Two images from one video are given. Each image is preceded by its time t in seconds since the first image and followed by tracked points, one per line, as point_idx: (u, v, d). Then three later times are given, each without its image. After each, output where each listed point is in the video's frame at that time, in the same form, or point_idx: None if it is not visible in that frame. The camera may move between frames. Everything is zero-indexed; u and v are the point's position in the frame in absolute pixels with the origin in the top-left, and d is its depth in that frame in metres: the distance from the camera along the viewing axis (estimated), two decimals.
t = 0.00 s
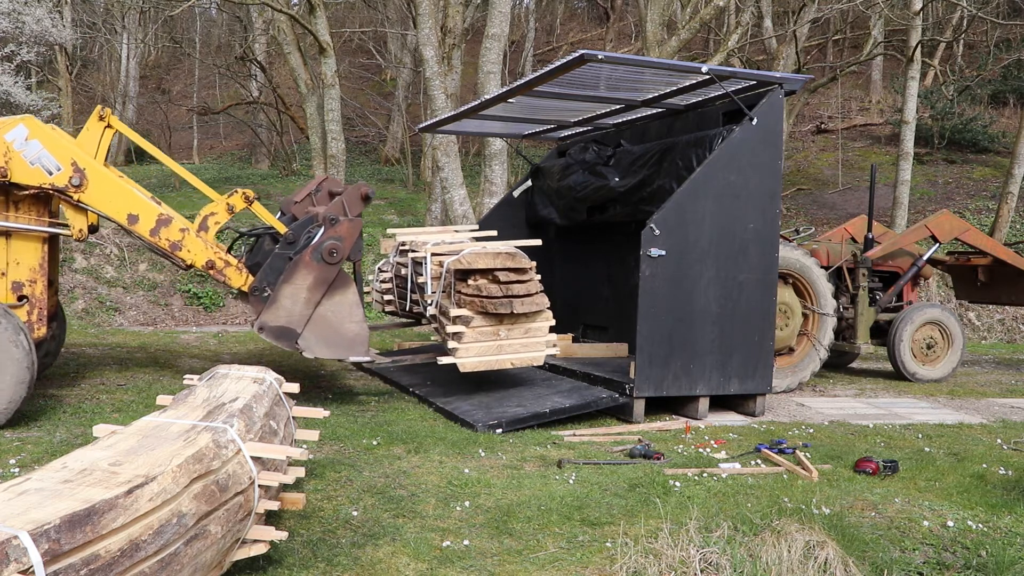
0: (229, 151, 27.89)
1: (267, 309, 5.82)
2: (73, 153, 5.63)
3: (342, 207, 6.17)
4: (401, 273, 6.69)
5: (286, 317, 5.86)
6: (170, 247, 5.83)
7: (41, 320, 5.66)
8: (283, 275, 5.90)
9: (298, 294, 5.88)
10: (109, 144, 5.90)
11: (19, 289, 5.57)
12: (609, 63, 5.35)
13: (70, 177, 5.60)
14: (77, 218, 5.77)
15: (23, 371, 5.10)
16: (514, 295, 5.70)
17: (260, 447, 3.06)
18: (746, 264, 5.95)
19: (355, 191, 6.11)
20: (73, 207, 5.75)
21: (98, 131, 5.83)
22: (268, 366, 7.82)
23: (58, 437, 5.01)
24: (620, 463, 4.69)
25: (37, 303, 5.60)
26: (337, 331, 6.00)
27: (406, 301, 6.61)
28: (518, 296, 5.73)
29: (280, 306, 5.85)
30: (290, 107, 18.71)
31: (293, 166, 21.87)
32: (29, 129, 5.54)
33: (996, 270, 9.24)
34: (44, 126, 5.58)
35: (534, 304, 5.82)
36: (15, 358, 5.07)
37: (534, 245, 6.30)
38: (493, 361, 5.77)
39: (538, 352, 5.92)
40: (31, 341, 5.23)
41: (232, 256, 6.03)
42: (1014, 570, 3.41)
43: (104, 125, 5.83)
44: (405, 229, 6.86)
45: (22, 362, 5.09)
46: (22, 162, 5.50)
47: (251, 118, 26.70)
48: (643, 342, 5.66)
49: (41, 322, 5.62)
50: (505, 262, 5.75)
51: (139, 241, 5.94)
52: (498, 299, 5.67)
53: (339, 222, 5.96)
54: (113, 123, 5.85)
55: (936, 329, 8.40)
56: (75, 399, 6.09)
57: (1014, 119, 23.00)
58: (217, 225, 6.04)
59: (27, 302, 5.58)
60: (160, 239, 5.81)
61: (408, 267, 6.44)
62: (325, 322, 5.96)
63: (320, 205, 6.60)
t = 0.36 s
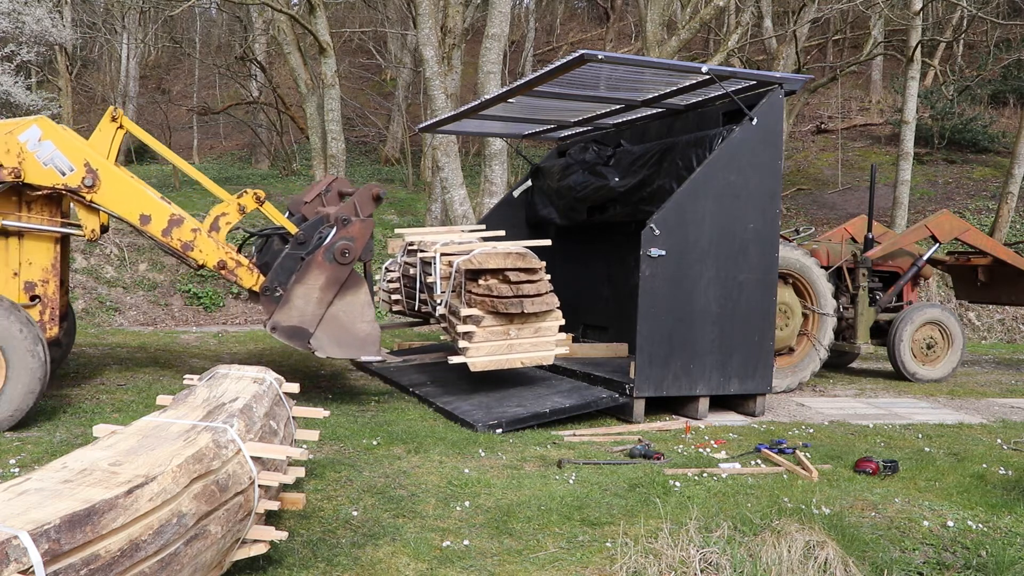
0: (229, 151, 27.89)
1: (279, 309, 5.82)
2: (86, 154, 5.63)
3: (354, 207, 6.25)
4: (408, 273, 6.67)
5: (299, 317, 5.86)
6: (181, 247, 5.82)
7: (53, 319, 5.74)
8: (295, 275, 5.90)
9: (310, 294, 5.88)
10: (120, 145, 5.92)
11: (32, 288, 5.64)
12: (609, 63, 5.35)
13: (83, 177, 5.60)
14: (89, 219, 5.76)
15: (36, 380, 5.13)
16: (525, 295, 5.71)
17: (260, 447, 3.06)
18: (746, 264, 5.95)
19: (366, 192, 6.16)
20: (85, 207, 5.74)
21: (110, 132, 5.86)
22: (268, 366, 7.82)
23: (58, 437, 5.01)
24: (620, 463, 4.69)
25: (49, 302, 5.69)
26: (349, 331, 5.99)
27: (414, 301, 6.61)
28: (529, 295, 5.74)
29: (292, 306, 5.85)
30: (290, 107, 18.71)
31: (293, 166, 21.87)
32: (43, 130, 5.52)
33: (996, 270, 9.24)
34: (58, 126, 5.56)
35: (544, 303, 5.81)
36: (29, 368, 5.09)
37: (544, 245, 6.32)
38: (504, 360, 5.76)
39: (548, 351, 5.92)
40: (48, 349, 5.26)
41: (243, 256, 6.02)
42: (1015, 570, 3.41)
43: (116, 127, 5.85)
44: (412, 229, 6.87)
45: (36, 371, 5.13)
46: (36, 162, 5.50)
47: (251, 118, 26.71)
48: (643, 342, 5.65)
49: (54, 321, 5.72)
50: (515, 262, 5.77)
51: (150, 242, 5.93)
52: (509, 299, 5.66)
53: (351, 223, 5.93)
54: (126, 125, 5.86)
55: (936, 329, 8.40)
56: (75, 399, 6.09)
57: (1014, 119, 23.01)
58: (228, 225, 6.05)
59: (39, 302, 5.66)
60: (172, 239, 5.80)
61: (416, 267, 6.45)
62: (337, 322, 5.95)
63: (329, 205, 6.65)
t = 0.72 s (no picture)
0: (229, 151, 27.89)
1: (291, 309, 5.83)
2: (99, 154, 5.63)
3: (365, 208, 6.22)
4: (416, 273, 6.69)
5: (311, 317, 5.87)
6: (193, 247, 5.80)
7: (64, 318, 5.80)
8: (306, 275, 5.91)
9: (322, 294, 5.88)
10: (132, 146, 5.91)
11: (44, 288, 5.69)
12: (609, 63, 5.35)
13: (95, 177, 5.60)
14: (101, 219, 5.76)
15: (44, 391, 5.13)
16: (535, 295, 5.70)
17: (260, 447, 3.06)
18: (746, 264, 5.95)
19: (378, 193, 6.10)
20: (97, 207, 5.74)
21: (122, 133, 5.85)
22: (268, 367, 7.82)
23: (58, 437, 5.01)
24: (620, 463, 4.69)
25: (61, 302, 5.74)
26: (361, 331, 5.99)
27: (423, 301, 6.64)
28: (539, 295, 5.73)
29: (304, 306, 5.86)
30: (290, 107, 18.70)
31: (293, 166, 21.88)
32: (56, 130, 5.51)
33: (996, 270, 9.24)
34: (71, 127, 5.56)
35: (554, 303, 5.80)
36: (41, 378, 5.11)
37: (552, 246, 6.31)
38: (514, 360, 5.76)
39: (558, 351, 5.90)
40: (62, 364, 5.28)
41: (254, 256, 5.99)
42: (1015, 570, 3.41)
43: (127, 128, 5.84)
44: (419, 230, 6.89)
45: (45, 382, 5.13)
46: (48, 163, 5.49)
47: (251, 118, 26.71)
48: (643, 342, 5.66)
49: (66, 321, 5.77)
50: (525, 262, 5.76)
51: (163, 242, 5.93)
52: (519, 299, 5.66)
53: (363, 223, 5.95)
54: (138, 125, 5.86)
55: (936, 329, 8.40)
56: (75, 399, 6.09)
57: (1014, 119, 23.01)
58: (239, 225, 6.00)
59: (52, 301, 5.71)
60: (183, 239, 5.79)
61: (424, 267, 6.46)
62: (349, 322, 5.96)
63: (339, 206, 6.67)
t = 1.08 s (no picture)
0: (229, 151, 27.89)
1: (304, 309, 5.83)
2: (112, 155, 5.64)
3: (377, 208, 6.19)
4: (426, 274, 6.69)
5: (323, 317, 5.87)
6: (205, 248, 5.79)
7: (78, 318, 5.81)
8: (318, 275, 5.91)
9: (335, 294, 5.88)
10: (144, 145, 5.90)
11: (57, 288, 5.69)
12: (609, 63, 5.35)
13: (109, 178, 5.61)
14: (114, 219, 5.75)
15: (50, 401, 5.12)
16: (547, 295, 5.71)
17: (260, 447, 3.07)
18: (746, 264, 5.95)
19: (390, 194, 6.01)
20: (110, 207, 5.73)
21: (136, 133, 5.84)
22: (268, 367, 7.82)
23: (58, 437, 5.01)
24: (620, 463, 4.69)
25: (74, 302, 5.74)
26: (373, 331, 5.99)
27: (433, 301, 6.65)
28: (551, 296, 5.74)
29: (317, 306, 5.86)
30: (290, 107, 18.70)
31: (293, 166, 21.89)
32: (69, 131, 5.52)
33: (996, 270, 9.24)
34: (85, 128, 5.57)
35: (566, 303, 5.80)
36: (49, 388, 5.12)
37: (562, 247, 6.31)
38: (525, 361, 5.77)
39: (569, 351, 5.91)
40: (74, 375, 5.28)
41: (266, 256, 5.98)
42: (1014, 570, 3.41)
43: (141, 128, 5.83)
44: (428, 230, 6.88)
45: (53, 392, 5.13)
46: (62, 164, 5.49)
47: (251, 118, 26.69)
48: (643, 342, 5.66)
49: (77, 321, 5.78)
50: (537, 263, 5.74)
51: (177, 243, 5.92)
52: (531, 300, 5.67)
53: (375, 223, 5.94)
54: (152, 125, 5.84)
55: (936, 329, 8.40)
56: (75, 399, 6.09)
57: (1014, 119, 23.01)
58: (251, 226, 5.98)
59: (64, 302, 5.72)
60: (196, 240, 5.77)
61: (435, 267, 6.46)
62: (361, 322, 5.96)
63: (349, 207, 6.68)
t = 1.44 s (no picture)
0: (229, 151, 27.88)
1: (318, 309, 5.84)
2: (126, 155, 5.64)
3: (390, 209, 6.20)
4: (437, 274, 6.69)
5: (337, 317, 5.88)
6: (218, 248, 5.79)
7: (91, 319, 5.79)
8: (331, 276, 5.91)
9: (349, 294, 5.88)
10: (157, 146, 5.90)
11: (70, 288, 5.69)
12: (609, 63, 5.35)
13: (122, 178, 5.61)
14: (128, 219, 5.76)
15: (58, 411, 5.12)
16: (559, 295, 5.71)
17: (260, 447, 3.07)
18: (746, 264, 5.95)
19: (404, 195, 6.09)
20: (123, 207, 5.75)
21: (149, 134, 5.84)
22: (269, 366, 7.82)
23: (58, 437, 5.01)
24: (620, 463, 4.69)
25: (87, 303, 5.73)
26: (386, 331, 5.99)
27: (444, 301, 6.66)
28: (563, 296, 5.74)
29: (331, 306, 5.86)
30: (290, 107, 18.70)
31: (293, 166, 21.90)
32: (84, 132, 5.53)
33: (996, 270, 9.23)
34: (99, 129, 5.57)
35: (579, 304, 5.81)
36: (59, 398, 5.12)
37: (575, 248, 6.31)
38: (537, 360, 5.76)
39: (581, 351, 5.91)
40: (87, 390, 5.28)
41: (279, 256, 5.97)
42: (1015, 570, 3.41)
43: (154, 128, 5.83)
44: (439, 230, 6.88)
45: (62, 403, 5.13)
46: (76, 164, 5.50)
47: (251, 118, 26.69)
48: (643, 342, 5.66)
49: (92, 321, 5.76)
50: (549, 263, 5.73)
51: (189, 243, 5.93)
52: (543, 300, 5.66)
53: (390, 224, 5.93)
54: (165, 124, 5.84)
55: (936, 329, 8.40)
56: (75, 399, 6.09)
57: (1014, 119, 23.01)
58: (264, 226, 5.97)
59: (78, 302, 5.71)
60: (209, 240, 5.77)
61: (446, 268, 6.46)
62: (375, 322, 5.96)
63: (361, 206, 6.69)
